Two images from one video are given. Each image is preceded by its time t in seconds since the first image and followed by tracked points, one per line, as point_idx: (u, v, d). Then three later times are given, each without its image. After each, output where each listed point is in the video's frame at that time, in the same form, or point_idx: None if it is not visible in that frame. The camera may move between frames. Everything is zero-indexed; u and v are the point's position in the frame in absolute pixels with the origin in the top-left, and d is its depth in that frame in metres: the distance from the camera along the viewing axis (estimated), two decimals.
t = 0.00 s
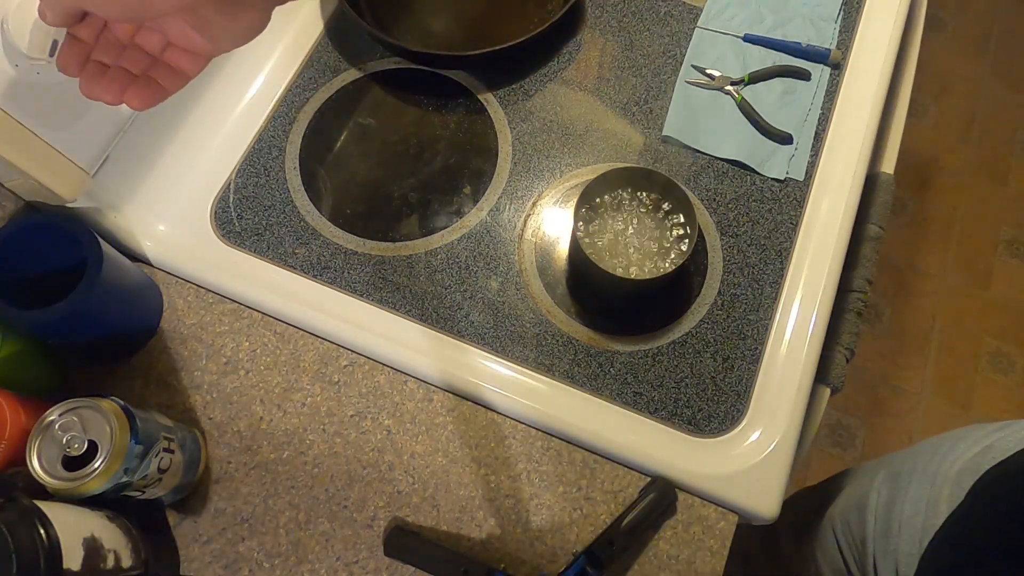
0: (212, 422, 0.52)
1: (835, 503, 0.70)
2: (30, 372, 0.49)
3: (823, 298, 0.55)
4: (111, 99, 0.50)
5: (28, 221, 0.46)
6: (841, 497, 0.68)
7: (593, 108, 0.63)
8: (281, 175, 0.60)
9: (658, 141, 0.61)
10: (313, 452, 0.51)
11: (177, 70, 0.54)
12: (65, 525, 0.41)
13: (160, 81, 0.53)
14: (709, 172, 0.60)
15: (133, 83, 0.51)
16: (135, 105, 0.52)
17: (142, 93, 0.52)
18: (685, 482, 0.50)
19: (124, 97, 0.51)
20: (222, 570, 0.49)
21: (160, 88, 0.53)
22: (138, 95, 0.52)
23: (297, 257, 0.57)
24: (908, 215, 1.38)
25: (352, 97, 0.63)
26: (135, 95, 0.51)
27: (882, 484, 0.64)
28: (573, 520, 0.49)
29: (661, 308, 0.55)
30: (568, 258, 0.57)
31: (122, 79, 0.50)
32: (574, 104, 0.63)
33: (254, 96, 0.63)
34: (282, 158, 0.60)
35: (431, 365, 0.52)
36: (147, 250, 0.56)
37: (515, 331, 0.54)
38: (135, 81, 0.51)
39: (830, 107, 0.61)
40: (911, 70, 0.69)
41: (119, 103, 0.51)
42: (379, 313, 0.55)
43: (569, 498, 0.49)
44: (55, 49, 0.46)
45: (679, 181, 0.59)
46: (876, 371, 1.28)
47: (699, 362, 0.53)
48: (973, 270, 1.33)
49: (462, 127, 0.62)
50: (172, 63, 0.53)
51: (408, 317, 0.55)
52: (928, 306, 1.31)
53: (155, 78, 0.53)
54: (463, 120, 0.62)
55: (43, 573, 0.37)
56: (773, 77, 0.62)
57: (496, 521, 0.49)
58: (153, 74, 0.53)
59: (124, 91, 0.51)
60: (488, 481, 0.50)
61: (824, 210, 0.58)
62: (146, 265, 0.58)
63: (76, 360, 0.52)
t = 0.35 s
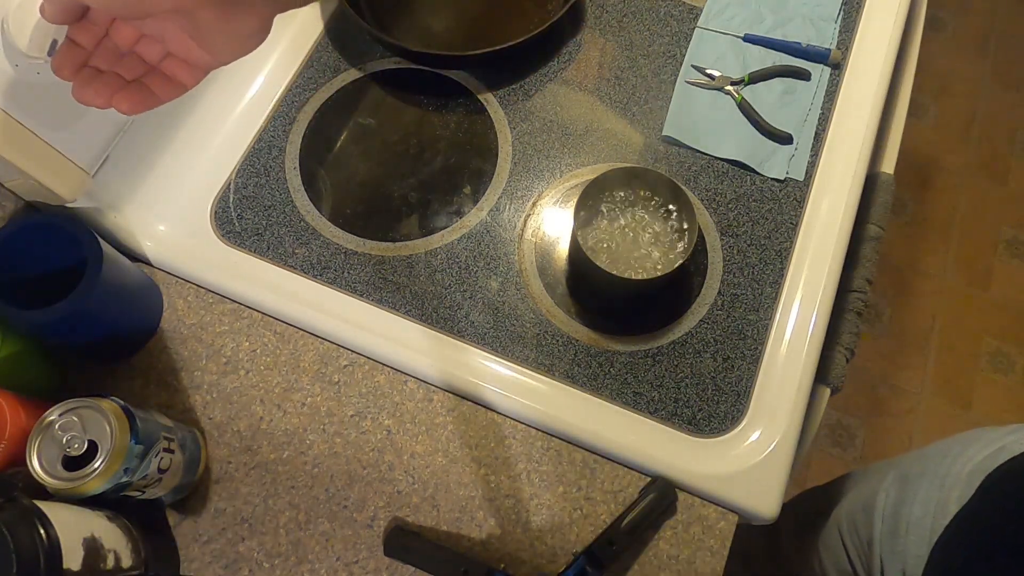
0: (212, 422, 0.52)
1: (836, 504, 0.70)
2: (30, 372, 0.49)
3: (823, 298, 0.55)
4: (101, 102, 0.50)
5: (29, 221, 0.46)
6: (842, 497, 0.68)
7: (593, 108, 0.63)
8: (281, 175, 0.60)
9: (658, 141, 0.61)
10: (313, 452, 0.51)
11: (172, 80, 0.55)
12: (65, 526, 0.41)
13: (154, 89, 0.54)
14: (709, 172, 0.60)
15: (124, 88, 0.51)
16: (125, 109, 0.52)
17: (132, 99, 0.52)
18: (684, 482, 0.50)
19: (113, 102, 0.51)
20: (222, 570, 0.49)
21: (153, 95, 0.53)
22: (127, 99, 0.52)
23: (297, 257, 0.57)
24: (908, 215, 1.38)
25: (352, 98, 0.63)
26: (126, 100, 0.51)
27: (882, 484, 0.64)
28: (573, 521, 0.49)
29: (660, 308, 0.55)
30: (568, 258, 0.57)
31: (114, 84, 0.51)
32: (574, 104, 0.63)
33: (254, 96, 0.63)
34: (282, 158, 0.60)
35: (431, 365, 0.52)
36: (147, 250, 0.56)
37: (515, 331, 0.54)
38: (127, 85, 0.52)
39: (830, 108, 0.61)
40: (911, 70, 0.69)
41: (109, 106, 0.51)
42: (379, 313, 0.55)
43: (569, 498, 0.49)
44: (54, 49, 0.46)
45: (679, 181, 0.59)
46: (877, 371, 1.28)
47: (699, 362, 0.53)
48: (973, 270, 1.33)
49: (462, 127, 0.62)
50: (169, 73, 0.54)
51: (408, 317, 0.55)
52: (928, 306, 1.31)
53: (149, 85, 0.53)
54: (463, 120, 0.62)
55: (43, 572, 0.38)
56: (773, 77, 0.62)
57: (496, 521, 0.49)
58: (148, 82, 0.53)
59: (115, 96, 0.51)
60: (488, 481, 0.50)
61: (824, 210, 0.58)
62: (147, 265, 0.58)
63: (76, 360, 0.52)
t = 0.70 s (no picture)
0: (212, 422, 0.52)
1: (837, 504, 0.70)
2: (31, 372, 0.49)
3: (824, 298, 0.55)
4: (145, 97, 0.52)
5: (30, 220, 0.47)
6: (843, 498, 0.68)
7: (593, 108, 0.63)
8: (281, 175, 0.60)
9: (658, 141, 0.61)
10: (313, 452, 0.51)
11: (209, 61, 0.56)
12: (65, 525, 0.41)
13: (194, 75, 0.55)
14: (709, 172, 0.60)
15: (168, 83, 0.54)
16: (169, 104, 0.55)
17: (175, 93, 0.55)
18: (684, 482, 0.50)
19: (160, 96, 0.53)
20: (222, 570, 0.49)
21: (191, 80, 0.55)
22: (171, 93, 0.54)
23: (297, 257, 0.57)
24: (908, 215, 1.38)
25: (352, 98, 0.63)
26: (168, 92, 0.54)
27: (882, 485, 0.64)
28: (573, 521, 0.49)
29: (660, 308, 0.55)
30: (568, 258, 0.57)
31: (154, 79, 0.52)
32: (574, 104, 0.63)
33: (254, 96, 0.63)
34: (282, 158, 0.61)
35: (431, 365, 0.52)
36: (147, 249, 0.56)
37: (515, 331, 0.55)
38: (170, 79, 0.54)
39: (830, 108, 0.61)
40: (911, 70, 0.69)
41: (151, 102, 0.53)
42: (380, 313, 0.55)
43: (568, 498, 0.49)
44: (52, 48, 0.45)
45: (679, 181, 0.59)
46: (876, 371, 1.28)
47: (699, 362, 0.53)
48: (973, 270, 1.33)
49: (462, 127, 0.62)
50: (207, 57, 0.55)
51: (408, 317, 0.55)
52: (928, 306, 1.31)
53: (189, 72, 0.55)
54: (463, 121, 0.62)
55: (43, 572, 0.38)
56: (773, 77, 0.62)
57: (496, 520, 0.49)
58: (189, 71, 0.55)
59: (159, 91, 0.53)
60: (488, 481, 0.50)
61: (824, 210, 0.58)
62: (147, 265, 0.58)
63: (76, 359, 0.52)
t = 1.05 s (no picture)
0: (212, 422, 0.52)
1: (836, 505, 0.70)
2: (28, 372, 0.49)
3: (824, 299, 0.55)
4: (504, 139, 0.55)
5: (30, 221, 0.47)
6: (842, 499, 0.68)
7: (594, 108, 0.63)
8: (281, 175, 0.60)
9: (658, 142, 0.61)
10: (314, 452, 0.51)
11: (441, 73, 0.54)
12: (65, 525, 0.41)
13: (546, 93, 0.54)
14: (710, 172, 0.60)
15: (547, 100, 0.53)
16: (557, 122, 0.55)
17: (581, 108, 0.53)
18: (685, 482, 0.50)
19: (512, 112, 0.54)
20: (221, 571, 0.48)
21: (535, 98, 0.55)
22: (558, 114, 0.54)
23: (297, 257, 0.57)
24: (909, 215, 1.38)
25: (352, 98, 0.63)
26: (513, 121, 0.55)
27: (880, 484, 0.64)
28: (573, 520, 0.49)
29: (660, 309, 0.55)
30: (568, 258, 0.57)
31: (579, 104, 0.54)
32: (574, 104, 0.63)
33: (254, 97, 0.63)
34: (282, 158, 0.61)
35: (431, 365, 0.52)
36: (148, 249, 0.56)
37: (515, 331, 0.55)
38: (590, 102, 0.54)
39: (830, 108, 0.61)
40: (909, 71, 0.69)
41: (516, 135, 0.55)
42: (379, 313, 0.55)
43: (569, 498, 0.49)
44: (52, 49, 0.44)
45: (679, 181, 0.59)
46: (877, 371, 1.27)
47: (699, 362, 0.53)
48: (973, 270, 1.33)
49: (462, 127, 0.62)
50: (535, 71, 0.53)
51: (408, 317, 0.55)
52: (928, 306, 1.31)
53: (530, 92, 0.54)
54: (463, 121, 0.62)
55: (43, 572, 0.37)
56: (773, 77, 0.62)
57: (496, 520, 0.49)
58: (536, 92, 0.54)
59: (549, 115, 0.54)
60: (488, 481, 0.50)
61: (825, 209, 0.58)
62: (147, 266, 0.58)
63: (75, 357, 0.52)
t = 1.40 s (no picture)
0: (212, 422, 0.52)
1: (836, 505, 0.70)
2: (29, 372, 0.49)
3: (823, 298, 0.55)
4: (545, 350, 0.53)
5: (30, 221, 0.47)
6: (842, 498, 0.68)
7: (593, 108, 0.62)
8: (281, 175, 0.60)
9: (658, 141, 0.61)
10: (314, 453, 0.51)
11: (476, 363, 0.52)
12: (65, 525, 0.41)
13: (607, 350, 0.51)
14: (709, 172, 0.60)
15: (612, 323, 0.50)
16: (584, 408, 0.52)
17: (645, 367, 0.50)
18: (685, 482, 0.49)
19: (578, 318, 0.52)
20: (222, 571, 0.48)
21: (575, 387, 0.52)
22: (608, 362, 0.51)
23: (297, 257, 0.57)
24: (909, 215, 1.38)
25: (352, 98, 0.63)
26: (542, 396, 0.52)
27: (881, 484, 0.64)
28: (573, 520, 0.49)
29: (660, 308, 0.55)
30: (568, 258, 0.57)
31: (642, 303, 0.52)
32: (574, 104, 0.63)
33: (254, 97, 0.63)
34: (282, 158, 0.61)
35: (431, 365, 0.53)
36: (147, 249, 0.57)
37: (515, 331, 0.55)
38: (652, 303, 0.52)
39: (830, 108, 0.61)
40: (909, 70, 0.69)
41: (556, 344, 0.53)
42: (379, 313, 0.55)
43: (569, 498, 0.49)
44: (52, 49, 0.44)
45: (679, 181, 0.59)
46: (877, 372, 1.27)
47: (700, 362, 0.53)
48: (973, 270, 1.33)
49: (463, 127, 0.62)
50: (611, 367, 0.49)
51: (408, 318, 0.55)
52: (928, 305, 1.31)
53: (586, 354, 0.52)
54: (463, 121, 0.62)
55: (43, 572, 0.38)
56: (773, 77, 0.62)
57: (496, 520, 0.49)
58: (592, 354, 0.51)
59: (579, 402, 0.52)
60: (488, 481, 0.50)
61: (824, 210, 0.58)
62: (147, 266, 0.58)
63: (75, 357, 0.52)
